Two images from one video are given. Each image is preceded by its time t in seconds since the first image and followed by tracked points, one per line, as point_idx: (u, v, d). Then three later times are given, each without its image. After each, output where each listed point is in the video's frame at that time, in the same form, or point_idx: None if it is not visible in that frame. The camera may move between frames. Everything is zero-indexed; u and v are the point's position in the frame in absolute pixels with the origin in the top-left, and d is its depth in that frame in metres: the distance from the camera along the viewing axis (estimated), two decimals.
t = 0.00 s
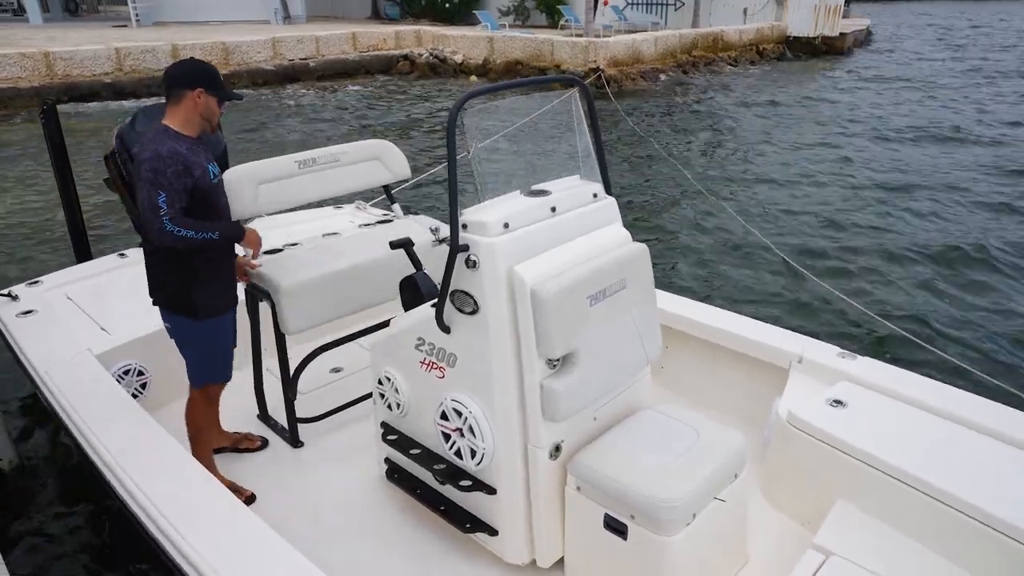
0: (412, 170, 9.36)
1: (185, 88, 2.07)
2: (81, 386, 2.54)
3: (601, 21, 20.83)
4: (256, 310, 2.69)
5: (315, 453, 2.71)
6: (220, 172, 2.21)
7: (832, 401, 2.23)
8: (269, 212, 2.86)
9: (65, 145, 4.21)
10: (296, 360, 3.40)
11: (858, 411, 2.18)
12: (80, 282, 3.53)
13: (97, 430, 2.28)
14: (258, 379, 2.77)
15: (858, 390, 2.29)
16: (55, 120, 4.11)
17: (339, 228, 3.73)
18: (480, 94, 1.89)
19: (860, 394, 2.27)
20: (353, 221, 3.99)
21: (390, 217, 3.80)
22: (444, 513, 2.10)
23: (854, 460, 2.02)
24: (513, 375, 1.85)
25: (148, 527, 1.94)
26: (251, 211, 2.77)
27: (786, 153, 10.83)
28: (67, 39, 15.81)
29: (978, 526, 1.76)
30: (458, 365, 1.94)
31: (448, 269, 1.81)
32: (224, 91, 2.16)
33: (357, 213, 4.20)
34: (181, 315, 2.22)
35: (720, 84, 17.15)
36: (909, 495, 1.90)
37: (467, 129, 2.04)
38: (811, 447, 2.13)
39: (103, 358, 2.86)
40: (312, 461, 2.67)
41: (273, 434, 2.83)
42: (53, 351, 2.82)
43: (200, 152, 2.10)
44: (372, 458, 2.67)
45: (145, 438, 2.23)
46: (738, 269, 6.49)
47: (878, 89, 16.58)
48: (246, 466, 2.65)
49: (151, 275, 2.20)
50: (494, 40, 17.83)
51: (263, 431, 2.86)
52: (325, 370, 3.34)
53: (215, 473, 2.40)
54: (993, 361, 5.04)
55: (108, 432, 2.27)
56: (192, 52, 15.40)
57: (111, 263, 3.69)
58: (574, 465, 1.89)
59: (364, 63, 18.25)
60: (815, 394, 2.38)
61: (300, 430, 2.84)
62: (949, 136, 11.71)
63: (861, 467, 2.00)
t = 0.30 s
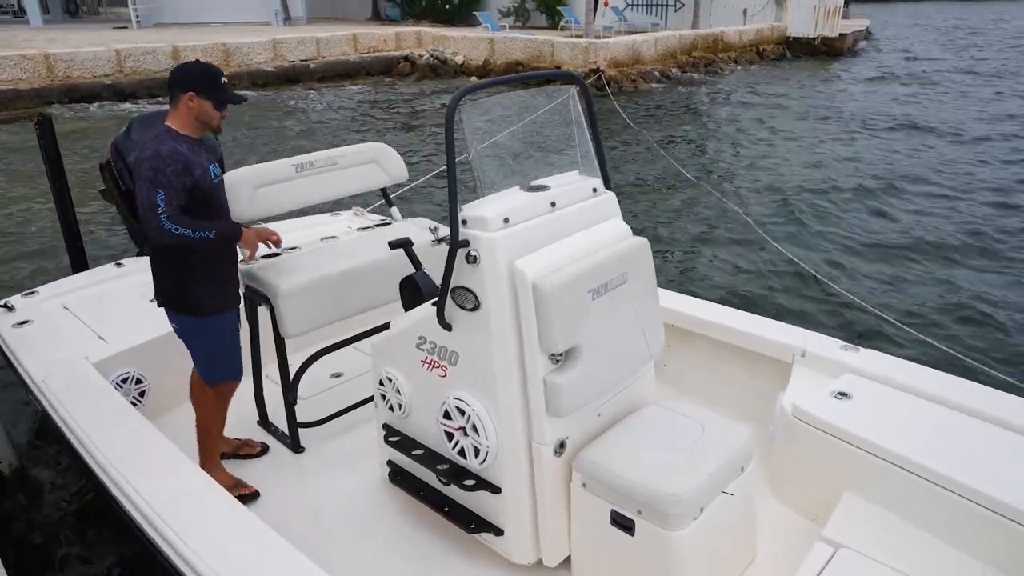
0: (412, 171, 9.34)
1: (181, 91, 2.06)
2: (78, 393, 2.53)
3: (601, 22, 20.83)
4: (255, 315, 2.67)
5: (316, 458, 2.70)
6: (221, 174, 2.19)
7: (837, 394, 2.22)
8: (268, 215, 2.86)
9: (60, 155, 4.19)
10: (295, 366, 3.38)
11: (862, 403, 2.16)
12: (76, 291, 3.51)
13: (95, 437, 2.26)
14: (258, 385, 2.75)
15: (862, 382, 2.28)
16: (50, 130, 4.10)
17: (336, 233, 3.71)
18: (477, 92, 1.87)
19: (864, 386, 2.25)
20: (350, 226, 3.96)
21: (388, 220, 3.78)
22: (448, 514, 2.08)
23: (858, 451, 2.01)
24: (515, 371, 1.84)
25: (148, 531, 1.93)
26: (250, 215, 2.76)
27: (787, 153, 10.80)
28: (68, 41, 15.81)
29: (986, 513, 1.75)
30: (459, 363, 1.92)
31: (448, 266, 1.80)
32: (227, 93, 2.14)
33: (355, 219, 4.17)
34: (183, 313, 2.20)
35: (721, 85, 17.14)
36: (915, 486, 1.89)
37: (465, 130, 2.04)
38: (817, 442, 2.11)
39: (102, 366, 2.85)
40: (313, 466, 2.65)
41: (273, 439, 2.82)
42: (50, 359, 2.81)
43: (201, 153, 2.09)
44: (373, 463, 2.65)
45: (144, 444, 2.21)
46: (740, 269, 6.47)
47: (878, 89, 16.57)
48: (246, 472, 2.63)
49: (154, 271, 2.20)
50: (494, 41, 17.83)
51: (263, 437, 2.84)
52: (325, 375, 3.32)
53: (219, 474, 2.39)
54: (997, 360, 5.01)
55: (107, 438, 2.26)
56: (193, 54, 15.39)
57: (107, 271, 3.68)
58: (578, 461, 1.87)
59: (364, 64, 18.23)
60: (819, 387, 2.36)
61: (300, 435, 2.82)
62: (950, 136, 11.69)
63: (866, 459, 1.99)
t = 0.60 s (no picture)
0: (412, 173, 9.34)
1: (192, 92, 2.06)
2: (76, 397, 2.53)
3: (602, 24, 20.84)
4: (255, 319, 2.66)
5: (317, 462, 2.68)
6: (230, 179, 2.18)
7: (840, 396, 2.20)
8: (264, 218, 2.88)
9: (57, 155, 4.18)
10: (295, 369, 3.37)
11: (866, 405, 2.14)
12: (75, 295, 3.50)
13: (94, 441, 2.26)
14: (258, 388, 2.74)
15: (865, 384, 2.26)
16: (48, 132, 4.10)
17: (336, 235, 3.70)
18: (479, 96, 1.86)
19: (867, 388, 2.24)
20: (350, 227, 3.96)
21: (388, 221, 3.78)
22: (450, 518, 2.07)
23: (862, 454, 2.00)
24: (516, 375, 1.83)
25: (147, 536, 1.92)
26: (247, 218, 2.79)
27: (788, 154, 10.79)
28: (69, 44, 15.84)
29: (989, 517, 1.74)
30: (461, 368, 1.91)
31: (449, 271, 1.78)
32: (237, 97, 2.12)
33: (354, 219, 4.16)
34: (179, 313, 2.18)
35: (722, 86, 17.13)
36: (917, 489, 1.88)
37: (466, 133, 2.01)
38: (821, 446, 2.10)
39: (101, 371, 2.83)
40: (314, 470, 2.64)
41: (273, 442, 2.81)
42: (48, 363, 2.80)
43: (207, 154, 2.08)
44: (373, 467, 2.63)
45: (143, 449, 2.20)
46: (742, 270, 6.46)
47: (879, 91, 16.58)
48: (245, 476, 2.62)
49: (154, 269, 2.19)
50: (495, 43, 17.84)
51: (263, 440, 2.83)
52: (326, 378, 3.31)
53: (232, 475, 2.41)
54: (1000, 363, 4.98)
55: (106, 441, 2.26)
56: (194, 57, 15.42)
57: (105, 276, 3.67)
58: (581, 466, 1.86)
59: (365, 66, 18.24)
60: (821, 389, 2.35)
61: (301, 439, 2.81)
62: (952, 138, 11.66)
63: (869, 462, 1.98)
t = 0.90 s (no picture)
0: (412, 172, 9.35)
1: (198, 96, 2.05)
2: (74, 394, 2.54)
3: (602, 24, 20.84)
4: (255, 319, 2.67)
5: (316, 461, 2.69)
6: (235, 183, 2.18)
7: (839, 401, 2.21)
8: (264, 217, 2.94)
9: (57, 151, 4.21)
10: (295, 367, 3.38)
11: (865, 411, 2.15)
12: (74, 289, 3.51)
13: (93, 439, 2.27)
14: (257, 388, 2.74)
15: (863, 389, 2.27)
16: (48, 127, 4.12)
17: (336, 232, 3.72)
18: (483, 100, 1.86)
19: (866, 394, 2.24)
20: (350, 225, 3.97)
21: (389, 219, 3.79)
22: (449, 520, 2.07)
23: (858, 459, 2.01)
24: (517, 379, 1.83)
25: (147, 536, 1.93)
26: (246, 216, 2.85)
27: (788, 154, 10.79)
28: (69, 44, 15.84)
29: (982, 523, 1.75)
30: (461, 372, 1.92)
31: (451, 275, 1.79)
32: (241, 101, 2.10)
33: (354, 217, 4.18)
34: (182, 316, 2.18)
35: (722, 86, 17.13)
36: (914, 495, 1.89)
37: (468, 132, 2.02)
38: (820, 451, 2.11)
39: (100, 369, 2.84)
40: (313, 469, 2.65)
41: (272, 441, 2.81)
42: (48, 360, 2.81)
43: (212, 160, 2.08)
44: (372, 466, 2.64)
45: (142, 449, 2.21)
46: (742, 270, 6.46)
47: (879, 90, 16.58)
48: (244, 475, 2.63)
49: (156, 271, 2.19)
50: (495, 43, 17.84)
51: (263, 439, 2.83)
52: (326, 376, 3.32)
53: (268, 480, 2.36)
54: (998, 363, 4.99)
55: (105, 439, 2.27)
56: (194, 57, 15.43)
57: (103, 270, 3.68)
58: (580, 471, 1.86)
59: (365, 66, 18.25)
60: (820, 393, 2.36)
61: (300, 438, 2.81)
62: (951, 138, 11.67)
63: (866, 467, 1.99)
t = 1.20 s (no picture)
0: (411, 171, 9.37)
1: (211, 102, 2.01)
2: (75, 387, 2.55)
3: (601, 23, 20.83)
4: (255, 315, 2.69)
5: (315, 456, 2.71)
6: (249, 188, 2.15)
7: (834, 403, 2.23)
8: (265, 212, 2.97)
9: (61, 147, 4.24)
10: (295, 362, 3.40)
11: (860, 413, 2.17)
12: (75, 282, 3.53)
13: (94, 431, 2.28)
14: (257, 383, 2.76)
15: (859, 392, 2.29)
16: (52, 122, 4.15)
17: (337, 228, 3.74)
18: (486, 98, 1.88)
19: (861, 396, 2.26)
20: (351, 221, 3.99)
21: (390, 216, 3.81)
22: (445, 515, 2.09)
23: (852, 460, 2.02)
24: (514, 376, 1.84)
25: (147, 527, 1.94)
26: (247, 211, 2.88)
27: (787, 153, 10.81)
28: (69, 43, 15.86)
29: (972, 524, 1.77)
30: (460, 368, 1.93)
31: (450, 273, 1.81)
32: (260, 108, 2.05)
33: (356, 213, 4.20)
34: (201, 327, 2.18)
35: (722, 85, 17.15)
36: (905, 495, 1.91)
37: (469, 133, 2.04)
38: (814, 451, 2.12)
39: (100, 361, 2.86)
40: (313, 463, 2.67)
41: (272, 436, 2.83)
42: (48, 351, 2.83)
43: (223, 169, 2.05)
44: (370, 461, 2.66)
45: (144, 441, 2.23)
46: (740, 270, 6.48)
47: (879, 89, 16.59)
48: (244, 469, 2.65)
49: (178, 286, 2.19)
50: (495, 42, 17.84)
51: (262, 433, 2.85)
52: (325, 371, 3.34)
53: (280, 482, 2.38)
54: (994, 363, 5.01)
55: (106, 432, 2.28)
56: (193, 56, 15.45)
57: (105, 264, 3.69)
58: (576, 467, 1.88)
59: (365, 66, 18.28)
60: (816, 394, 2.37)
61: (300, 432, 2.83)
62: (951, 137, 11.67)
63: (859, 467, 2.01)
